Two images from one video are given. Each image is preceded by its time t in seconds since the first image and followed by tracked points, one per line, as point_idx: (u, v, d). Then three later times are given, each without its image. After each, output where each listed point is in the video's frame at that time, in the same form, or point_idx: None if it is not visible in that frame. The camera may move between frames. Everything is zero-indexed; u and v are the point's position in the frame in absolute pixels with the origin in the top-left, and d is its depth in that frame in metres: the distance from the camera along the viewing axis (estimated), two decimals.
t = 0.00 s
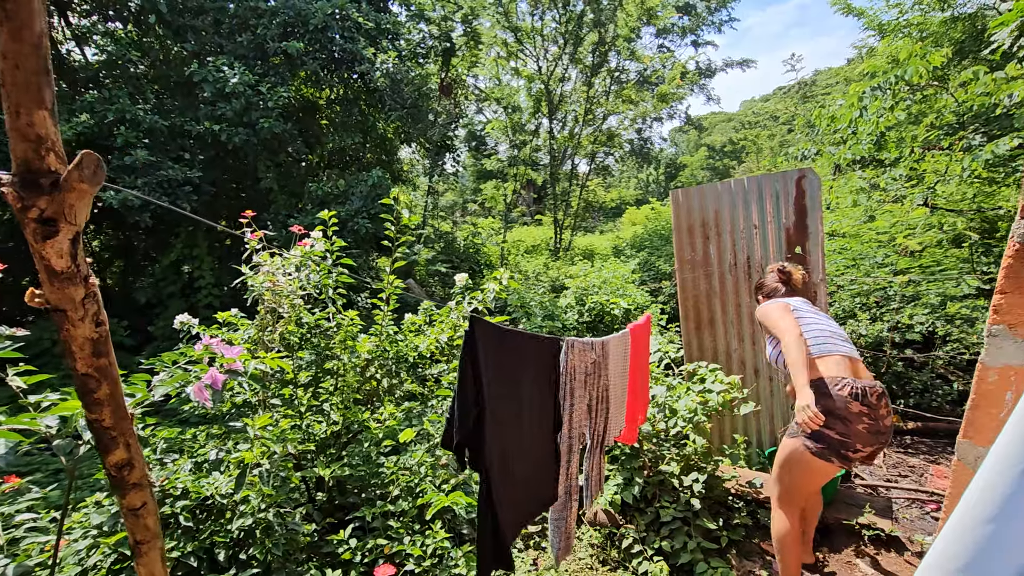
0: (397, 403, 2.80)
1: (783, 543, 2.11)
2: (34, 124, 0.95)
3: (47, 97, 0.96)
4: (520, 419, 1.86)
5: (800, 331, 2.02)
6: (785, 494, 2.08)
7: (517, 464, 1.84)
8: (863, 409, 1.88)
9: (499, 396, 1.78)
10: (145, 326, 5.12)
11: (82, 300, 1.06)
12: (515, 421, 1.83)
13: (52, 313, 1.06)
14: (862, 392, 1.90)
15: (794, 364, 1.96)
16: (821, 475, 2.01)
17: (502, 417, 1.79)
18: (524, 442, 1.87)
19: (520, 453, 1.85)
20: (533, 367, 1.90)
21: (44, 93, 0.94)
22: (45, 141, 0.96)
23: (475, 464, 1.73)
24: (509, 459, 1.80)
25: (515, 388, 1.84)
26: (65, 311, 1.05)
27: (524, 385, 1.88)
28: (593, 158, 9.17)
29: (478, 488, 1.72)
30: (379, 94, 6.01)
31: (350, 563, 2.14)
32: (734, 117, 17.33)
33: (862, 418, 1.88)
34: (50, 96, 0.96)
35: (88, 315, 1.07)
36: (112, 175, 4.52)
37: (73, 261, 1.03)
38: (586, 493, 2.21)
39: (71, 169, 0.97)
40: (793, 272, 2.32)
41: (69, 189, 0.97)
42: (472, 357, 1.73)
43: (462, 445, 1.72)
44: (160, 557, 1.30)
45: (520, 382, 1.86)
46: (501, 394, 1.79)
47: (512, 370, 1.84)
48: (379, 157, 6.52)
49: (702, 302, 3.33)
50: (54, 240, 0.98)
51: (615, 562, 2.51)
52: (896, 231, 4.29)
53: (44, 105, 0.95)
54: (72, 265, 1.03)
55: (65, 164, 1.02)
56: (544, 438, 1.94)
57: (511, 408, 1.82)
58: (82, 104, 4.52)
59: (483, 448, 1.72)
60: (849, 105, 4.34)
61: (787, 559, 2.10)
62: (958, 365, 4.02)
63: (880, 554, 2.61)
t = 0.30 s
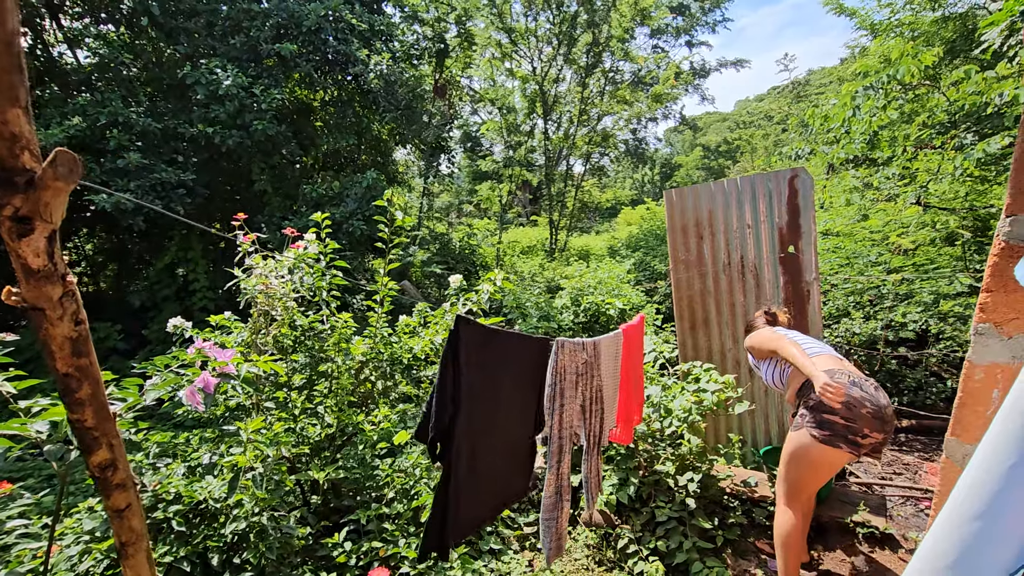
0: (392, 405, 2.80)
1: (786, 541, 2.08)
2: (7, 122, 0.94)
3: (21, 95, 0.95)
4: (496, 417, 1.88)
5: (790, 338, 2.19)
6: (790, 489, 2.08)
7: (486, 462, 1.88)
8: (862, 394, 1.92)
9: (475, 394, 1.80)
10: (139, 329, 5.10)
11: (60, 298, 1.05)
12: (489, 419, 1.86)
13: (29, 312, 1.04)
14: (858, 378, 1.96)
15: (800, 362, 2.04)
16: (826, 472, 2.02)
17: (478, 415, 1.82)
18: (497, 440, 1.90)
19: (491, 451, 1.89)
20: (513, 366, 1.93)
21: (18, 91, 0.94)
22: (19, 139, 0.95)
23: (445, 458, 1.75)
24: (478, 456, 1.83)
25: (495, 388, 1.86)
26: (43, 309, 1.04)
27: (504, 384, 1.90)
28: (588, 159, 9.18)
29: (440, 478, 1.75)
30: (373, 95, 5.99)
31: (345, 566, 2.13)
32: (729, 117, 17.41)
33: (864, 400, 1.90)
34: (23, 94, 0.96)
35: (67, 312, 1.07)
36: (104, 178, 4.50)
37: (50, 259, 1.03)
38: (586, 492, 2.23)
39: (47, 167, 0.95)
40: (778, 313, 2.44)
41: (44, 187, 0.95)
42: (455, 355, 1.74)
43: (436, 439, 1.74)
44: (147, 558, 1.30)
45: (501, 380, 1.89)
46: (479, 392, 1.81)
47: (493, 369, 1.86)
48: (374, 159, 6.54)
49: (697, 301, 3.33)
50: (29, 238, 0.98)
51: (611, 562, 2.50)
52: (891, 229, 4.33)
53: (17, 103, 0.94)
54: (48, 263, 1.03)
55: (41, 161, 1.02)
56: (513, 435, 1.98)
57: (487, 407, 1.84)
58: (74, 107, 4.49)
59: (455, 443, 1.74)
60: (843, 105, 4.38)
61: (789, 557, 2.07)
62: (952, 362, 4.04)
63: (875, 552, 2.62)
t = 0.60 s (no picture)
0: (392, 407, 2.79)
1: (790, 538, 2.09)
2: (9, 122, 0.95)
3: (23, 95, 0.96)
4: (498, 417, 1.89)
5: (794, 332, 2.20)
6: (793, 486, 2.07)
7: (490, 463, 1.88)
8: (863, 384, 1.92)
9: (477, 394, 1.80)
10: (137, 333, 5.09)
11: (62, 297, 1.05)
12: (491, 420, 1.86)
13: (32, 311, 1.04)
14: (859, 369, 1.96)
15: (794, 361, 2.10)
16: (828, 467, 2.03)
17: (480, 415, 1.82)
18: (499, 441, 1.91)
19: (493, 451, 1.89)
20: (511, 366, 1.93)
21: (20, 91, 0.95)
22: (22, 139, 0.96)
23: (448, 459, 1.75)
24: (481, 456, 1.84)
25: (495, 388, 1.86)
26: (45, 307, 1.04)
27: (504, 384, 1.90)
28: (585, 160, 9.17)
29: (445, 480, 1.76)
30: (370, 97, 5.99)
31: (345, 568, 2.13)
32: (726, 118, 17.48)
33: (865, 391, 1.91)
34: (25, 94, 0.97)
35: (69, 311, 1.07)
36: (101, 181, 4.49)
37: (52, 258, 1.03)
38: (580, 493, 2.22)
39: (49, 166, 0.95)
40: (780, 295, 2.51)
41: (46, 186, 0.96)
42: (455, 356, 1.74)
43: (439, 441, 1.74)
44: (147, 558, 1.31)
45: (501, 379, 1.89)
46: (481, 393, 1.81)
47: (494, 369, 1.86)
48: (372, 161, 6.54)
49: (695, 302, 3.34)
50: (33, 237, 0.98)
51: (611, 563, 2.51)
52: (887, 229, 4.35)
53: (20, 103, 0.95)
54: (51, 261, 1.03)
55: (43, 161, 1.02)
56: (515, 436, 1.98)
57: (488, 407, 1.84)
58: (71, 111, 4.49)
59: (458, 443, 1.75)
60: (840, 105, 4.38)
61: (793, 555, 2.07)
62: (948, 361, 4.05)
63: (874, 551, 2.63)
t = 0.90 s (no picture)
0: (390, 409, 2.79)
1: (786, 530, 2.09)
2: (11, 130, 0.95)
3: (25, 103, 0.96)
4: (509, 418, 1.87)
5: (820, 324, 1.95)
6: (787, 479, 2.05)
7: (507, 465, 1.86)
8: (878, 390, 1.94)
9: (488, 397, 1.78)
10: (134, 335, 5.07)
11: (65, 307, 1.05)
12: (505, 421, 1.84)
13: (34, 320, 1.04)
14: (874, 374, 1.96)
15: (800, 353, 1.96)
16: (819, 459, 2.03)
17: (492, 417, 1.80)
18: (513, 441, 1.89)
19: (508, 453, 1.87)
20: (517, 367, 1.91)
21: (23, 99, 0.95)
22: (24, 147, 0.96)
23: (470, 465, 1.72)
24: (499, 459, 1.82)
25: (504, 389, 1.84)
26: (48, 317, 1.03)
27: (512, 385, 1.89)
28: (584, 161, 9.15)
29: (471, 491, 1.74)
30: (368, 99, 5.99)
31: (344, 570, 2.12)
32: (723, 120, 17.54)
33: (880, 400, 1.94)
34: (27, 102, 0.97)
35: (72, 320, 1.06)
36: (98, 183, 4.48)
37: (55, 267, 1.03)
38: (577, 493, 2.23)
39: (53, 174, 0.96)
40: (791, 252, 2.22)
41: (50, 196, 0.96)
42: (462, 361, 1.71)
43: (456, 450, 1.73)
44: (148, 565, 1.30)
45: (509, 380, 1.87)
46: (491, 395, 1.79)
47: (501, 370, 1.84)
48: (369, 162, 6.53)
49: (694, 302, 3.33)
50: (35, 246, 0.98)
51: (611, 564, 2.50)
52: (884, 230, 4.36)
53: (23, 110, 0.95)
54: (54, 271, 1.02)
55: (45, 170, 1.02)
56: (527, 435, 1.97)
57: (499, 409, 1.82)
58: (68, 113, 4.48)
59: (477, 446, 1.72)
60: (836, 106, 4.42)
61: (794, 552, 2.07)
62: (946, 361, 4.06)
63: (873, 551, 2.63)
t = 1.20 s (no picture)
0: (389, 409, 2.79)
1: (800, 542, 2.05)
2: (12, 133, 0.95)
3: (26, 106, 0.96)
4: (508, 419, 1.86)
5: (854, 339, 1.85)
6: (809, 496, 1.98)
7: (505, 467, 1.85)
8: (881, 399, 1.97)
9: (488, 398, 1.77)
10: (133, 335, 5.06)
11: (65, 310, 1.04)
12: (503, 423, 1.84)
13: (34, 324, 1.03)
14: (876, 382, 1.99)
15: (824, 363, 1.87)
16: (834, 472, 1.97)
17: (492, 419, 1.79)
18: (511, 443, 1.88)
19: (506, 455, 1.87)
20: (517, 368, 1.91)
21: (23, 102, 0.95)
22: (25, 150, 0.96)
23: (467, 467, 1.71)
24: (497, 461, 1.81)
25: (504, 391, 1.84)
26: (48, 321, 1.03)
27: (512, 386, 1.88)
28: (583, 161, 9.11)
29: (466, 491, 1.72)
30: (366, 99, 5.98)
31: (343, 571, 2.12)
32: (722, 120, 17.55)
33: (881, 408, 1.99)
34: (28, 105, 0.96)
35: (72, 324, 1.06)
36: (96, 183, 4.47)
37: (56, 271, 1.02)
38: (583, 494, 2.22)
39: (54, 178, 0.96)
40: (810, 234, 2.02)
41: (51, 200, 0.96)
42: (463, 362, 1.70)
43: (453, 451, 1.72)
44: (148, 568, 1.30)
45: (508, 381, 1.87)
46: (491, 396, 1.78)
47: (501, 371, 1.83)
48: (368, 162, 6.52)
49: (693, 302, 3.34)
50: (35, 249, 0.98)
51: (610, 564, 2.50)
52: (881, 230, 4.37)
53: (24, 113, 0.95)
54: (54, 274, 1.02)
55: (46, 172, 1.02)
56: (525, 437, 1.96)
57: (498, 410, 1.82)
58: (66, 113, 4.47)
59: (475, 449, 1.71)
60: (834, 106, 4.43)
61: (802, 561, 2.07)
62: (944, 360, 4.06)
63: (872, 550, 2.64)
